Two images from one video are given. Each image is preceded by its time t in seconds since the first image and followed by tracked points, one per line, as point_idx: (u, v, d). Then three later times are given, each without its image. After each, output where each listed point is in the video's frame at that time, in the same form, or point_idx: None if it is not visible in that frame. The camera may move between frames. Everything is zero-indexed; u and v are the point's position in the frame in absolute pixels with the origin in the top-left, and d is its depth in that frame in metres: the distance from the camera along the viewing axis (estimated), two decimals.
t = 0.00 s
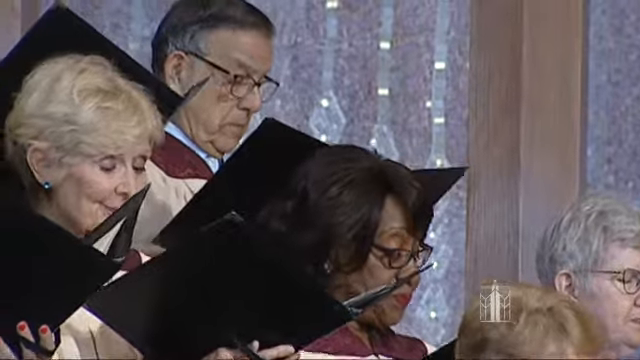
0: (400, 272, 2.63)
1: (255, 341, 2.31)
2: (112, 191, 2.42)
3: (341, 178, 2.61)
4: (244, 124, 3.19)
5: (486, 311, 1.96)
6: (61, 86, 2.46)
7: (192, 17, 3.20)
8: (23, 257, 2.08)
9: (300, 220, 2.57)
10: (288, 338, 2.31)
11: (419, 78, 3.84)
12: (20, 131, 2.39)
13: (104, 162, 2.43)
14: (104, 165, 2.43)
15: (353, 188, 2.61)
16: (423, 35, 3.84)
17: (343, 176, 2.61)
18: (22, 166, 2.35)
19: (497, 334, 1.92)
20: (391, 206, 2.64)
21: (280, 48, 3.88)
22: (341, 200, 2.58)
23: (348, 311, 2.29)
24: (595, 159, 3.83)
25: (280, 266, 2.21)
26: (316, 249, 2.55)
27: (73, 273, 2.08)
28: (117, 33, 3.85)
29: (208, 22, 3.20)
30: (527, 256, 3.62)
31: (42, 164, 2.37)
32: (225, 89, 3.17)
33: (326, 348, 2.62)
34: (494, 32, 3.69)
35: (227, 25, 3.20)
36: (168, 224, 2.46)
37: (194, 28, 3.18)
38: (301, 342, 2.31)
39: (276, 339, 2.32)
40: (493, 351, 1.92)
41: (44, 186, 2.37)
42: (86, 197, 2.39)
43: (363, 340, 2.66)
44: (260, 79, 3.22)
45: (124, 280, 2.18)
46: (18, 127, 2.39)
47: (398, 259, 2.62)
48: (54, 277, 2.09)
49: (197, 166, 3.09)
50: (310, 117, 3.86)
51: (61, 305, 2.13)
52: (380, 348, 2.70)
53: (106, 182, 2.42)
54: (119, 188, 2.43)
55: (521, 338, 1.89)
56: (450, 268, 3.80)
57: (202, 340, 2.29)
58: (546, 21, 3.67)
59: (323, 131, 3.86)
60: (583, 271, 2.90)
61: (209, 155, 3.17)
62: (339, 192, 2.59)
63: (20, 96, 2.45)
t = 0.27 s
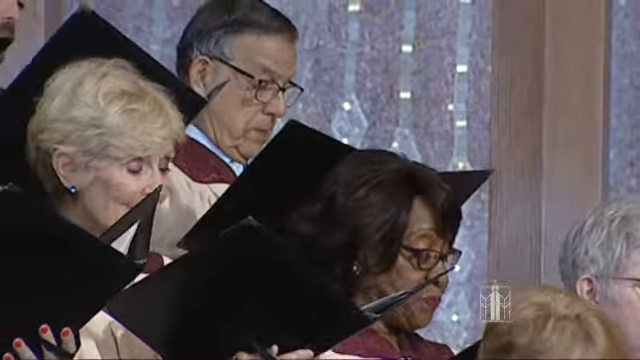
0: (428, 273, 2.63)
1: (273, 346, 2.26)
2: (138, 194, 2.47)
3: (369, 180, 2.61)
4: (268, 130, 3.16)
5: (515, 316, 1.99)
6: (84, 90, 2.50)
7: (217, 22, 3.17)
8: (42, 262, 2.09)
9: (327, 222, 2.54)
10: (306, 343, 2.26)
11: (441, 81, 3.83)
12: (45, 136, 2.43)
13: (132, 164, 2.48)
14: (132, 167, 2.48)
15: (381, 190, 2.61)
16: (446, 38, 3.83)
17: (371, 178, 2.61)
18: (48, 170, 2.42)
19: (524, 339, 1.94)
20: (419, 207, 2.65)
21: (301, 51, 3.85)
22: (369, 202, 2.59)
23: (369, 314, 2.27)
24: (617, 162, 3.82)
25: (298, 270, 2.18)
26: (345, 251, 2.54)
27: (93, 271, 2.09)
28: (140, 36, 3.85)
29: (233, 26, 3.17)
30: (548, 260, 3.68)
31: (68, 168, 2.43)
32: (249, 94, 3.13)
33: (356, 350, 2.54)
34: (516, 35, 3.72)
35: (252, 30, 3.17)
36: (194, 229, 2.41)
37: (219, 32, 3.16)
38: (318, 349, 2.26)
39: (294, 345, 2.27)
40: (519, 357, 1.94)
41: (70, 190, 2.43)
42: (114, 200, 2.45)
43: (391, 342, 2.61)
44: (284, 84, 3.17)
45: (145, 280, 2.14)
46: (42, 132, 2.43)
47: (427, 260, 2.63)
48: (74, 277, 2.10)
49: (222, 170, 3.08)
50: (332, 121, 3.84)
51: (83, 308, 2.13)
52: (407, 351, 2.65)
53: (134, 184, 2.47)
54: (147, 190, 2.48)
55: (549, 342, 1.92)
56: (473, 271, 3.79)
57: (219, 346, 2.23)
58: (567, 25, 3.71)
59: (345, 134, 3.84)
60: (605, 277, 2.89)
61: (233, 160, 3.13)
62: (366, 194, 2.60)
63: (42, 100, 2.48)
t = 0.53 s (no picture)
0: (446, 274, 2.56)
1: (287, 349, 2.22)
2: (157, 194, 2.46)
3: (384, 181, 2.54)
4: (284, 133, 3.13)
5: (524, 316, 1.99)
6: (103, 90, 2.48)
7: (233, 25, 3.14)
8: (48, 269, 2.07)
9: (342, 224, 2.52)
10: (320, 346, 2.24)
11: (455, 82, 3.82)
12: (63, 136, 2.45)
13: (149, 164, 2.47)
14: (149, 167, 2.47)
15: (396, 190, 2.53)
16: (459, 39, 3.82)
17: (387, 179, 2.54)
18: (66, 172, 2.44)
19: (536, 342, 1.94)
20: (436, 208, 2.57)
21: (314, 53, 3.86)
22: (383, 203, 2.51)
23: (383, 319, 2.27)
24: (631, 163, 3.77)
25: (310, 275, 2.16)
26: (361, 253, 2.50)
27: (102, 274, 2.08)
28: (153, 38, 3.85)
29: (248, 28, 3.13)
30: (561, 261, 3.70)
31: (85, 169, 2.44)
32: (264, 97, 3.10)
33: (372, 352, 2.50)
34: (529, 36, 3.75)
35: (267, 31, 3.13)
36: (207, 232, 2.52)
37: (234, 35, 3.12)
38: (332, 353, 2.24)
39: (307, 348, 2.24)
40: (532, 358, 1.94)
41: (87, 190, 2.44)
42: (131, 201, 2.44)
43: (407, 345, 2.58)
44: (299, 86, 3.14)
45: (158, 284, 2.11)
46: (60, 131, 2.45)
47: (444, 261, 2.56)
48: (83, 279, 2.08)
49: (237, 172, 3.08)
50: (345, 122, 3.84)
51: (91, 313, 2.12)
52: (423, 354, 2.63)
53: (151, 185, 2.46)
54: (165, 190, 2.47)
55: (560, 345, 1.93)
56: (484, 273, 3.77)
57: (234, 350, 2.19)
58: (579, 27, 3.75)
59: (358, 135, 3.83)
60: (621, 280, 2.77)
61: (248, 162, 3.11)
62: (382, 195, 2.52)
63: (59, 102, 2.48)
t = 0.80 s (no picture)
0: (463, 272, 2.51)
1: (303, 351, 2.09)
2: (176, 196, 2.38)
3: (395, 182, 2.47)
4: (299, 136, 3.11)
5: (534, 320, 1.99)
6: (123, 91, 2.39)
7: (246, 29, 3.12)
8: (63, 273, 2.00)
9: (357, 228, 2.44)
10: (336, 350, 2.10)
11: (468, 85, 3.81)
12: (82, 137, 2.37)
13: (168, 165, 2.38)
14: (168, 169, 2.38)
15: (408, 192, 2.47)
16: (472, 42, 3.81)
17: (398, 181, 2.48)
18: (86, 172, 2.37)
19: (548, 345, 1.95)
20: (449, 207, 2.51)
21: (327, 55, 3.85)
22: (395, 204, 2.45)
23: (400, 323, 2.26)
24: None
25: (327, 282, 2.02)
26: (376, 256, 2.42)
27: (118, 277, 2.01)
28: (166, 42, 3.85)
29: (261, 32, 3.11)
30: (573, 265, 3.72)
31: (105, 169, 2.36)
32: (278, 100, 3.08)
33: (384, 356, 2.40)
34: (543, 39, 3.76)
35: (280, 35, 3.11)
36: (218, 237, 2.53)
37: (247, 39, 3.10)
38: None
39: (323, 351, 2.10)
40: None
41: (107, 191, 2.37)
42: (152, 203, 2.37)
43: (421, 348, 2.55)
44: (312, 90, 3.12)
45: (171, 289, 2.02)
46: (80, 132, 2.37)
47: (459, 259, 2.50)
48: (100, 284, 2.01)
49: (251, 177, 3.04)
50: (358, 126, 3.84)
51: (105, 314, 2.04)
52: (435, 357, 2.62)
53: (171, 186, 2.38)
54: (184, 192, 2.39)
55: (572, 348, 1.94)
56: (498, 275, 3.77)
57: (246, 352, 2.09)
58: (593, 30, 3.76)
59: (371, 139, 3.84)
60: (634, 285, 2.75)
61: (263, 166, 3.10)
62: (393, 197, 2.45)
63: (79, 103, 2.40)
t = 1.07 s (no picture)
0: (480, 256, 2.56)
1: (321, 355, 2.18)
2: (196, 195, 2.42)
3: (401, 182, 2.54)
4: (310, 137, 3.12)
5: (548, 319, 2.12)
6: (143, 92, 2.44)
7: (257, 31, 3.17)
8: (80, 271, 2.03)
9: (369, 228, 2.53)
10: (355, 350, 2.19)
11: (480, 87, 3.83)
12: (103, 137, 2.42)
13: (188, 165, 2.42)
14: (188, 169, 2.43)
15: (412, 190, 2.53)
16: (485, 43, 3.83)
17: (405, 181, 2.55)
18: (106, 172, 2.42)
19: (561, 345, 2.08)
20: (456, 198, 2.57)
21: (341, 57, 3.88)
22: (398, 204, 2.52)
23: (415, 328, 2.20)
24: None
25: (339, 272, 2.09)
26: (390, 256, 2.50)
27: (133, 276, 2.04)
28: (180, 43, 3.86)
29: (273, 34, 3.16)
30: (587, 266, 3.63)
31: (125, 169, 2.41)
32: (290, 102, 3.10)
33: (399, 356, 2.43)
34: (557, 38, 3.71)
35: (292, 36, 3.16)
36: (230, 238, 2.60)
37: (259, 41, 3.15)
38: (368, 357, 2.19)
39: (343, 351, 2.20)
40: None
41: (126, 191, 2.42)
42: (170, 201, 2.42)
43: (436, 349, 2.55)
44: (324, 91, 3.13)
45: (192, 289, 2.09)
46: (100, 132, 2.42)
47: (476, 242, 2.55)
48: (115, 281, 2.04)
49: (263, 178, 3.06)
50: (372, 127, 3.85)
51: (124, 312, 2.08)
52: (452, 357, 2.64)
53: (190, 185, 2.43)
54: (202, 192, 2.43)
55: (585, 349, 2.07)
56: (511, 277, 3.78)
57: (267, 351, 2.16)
58: (608, 26, 3.69)
59: (384, 140, 3.85)
60: None
61: (274, 167, 3.11)
62: (397, 196, 2.53)
63: (99, 104, 2.45)
